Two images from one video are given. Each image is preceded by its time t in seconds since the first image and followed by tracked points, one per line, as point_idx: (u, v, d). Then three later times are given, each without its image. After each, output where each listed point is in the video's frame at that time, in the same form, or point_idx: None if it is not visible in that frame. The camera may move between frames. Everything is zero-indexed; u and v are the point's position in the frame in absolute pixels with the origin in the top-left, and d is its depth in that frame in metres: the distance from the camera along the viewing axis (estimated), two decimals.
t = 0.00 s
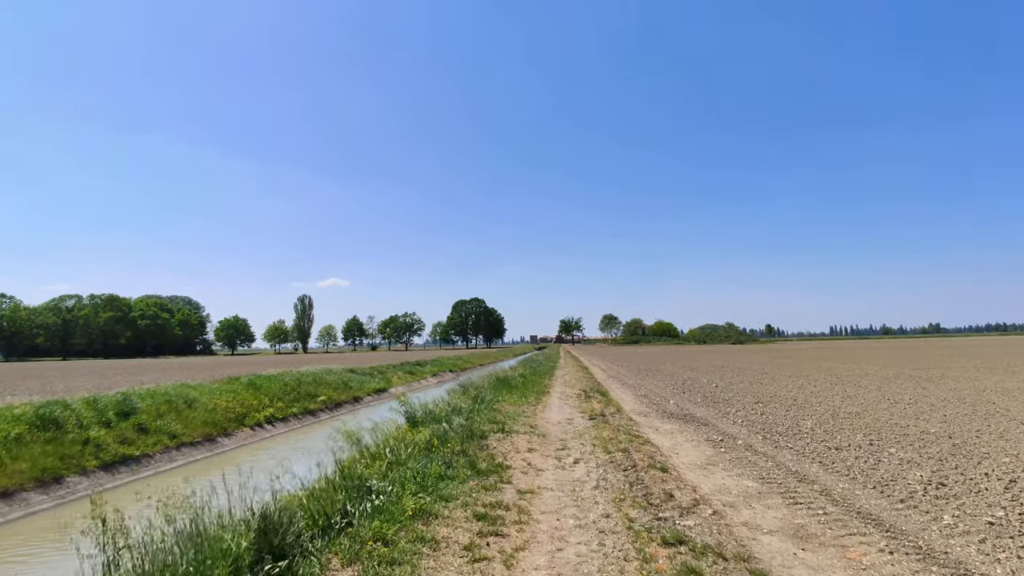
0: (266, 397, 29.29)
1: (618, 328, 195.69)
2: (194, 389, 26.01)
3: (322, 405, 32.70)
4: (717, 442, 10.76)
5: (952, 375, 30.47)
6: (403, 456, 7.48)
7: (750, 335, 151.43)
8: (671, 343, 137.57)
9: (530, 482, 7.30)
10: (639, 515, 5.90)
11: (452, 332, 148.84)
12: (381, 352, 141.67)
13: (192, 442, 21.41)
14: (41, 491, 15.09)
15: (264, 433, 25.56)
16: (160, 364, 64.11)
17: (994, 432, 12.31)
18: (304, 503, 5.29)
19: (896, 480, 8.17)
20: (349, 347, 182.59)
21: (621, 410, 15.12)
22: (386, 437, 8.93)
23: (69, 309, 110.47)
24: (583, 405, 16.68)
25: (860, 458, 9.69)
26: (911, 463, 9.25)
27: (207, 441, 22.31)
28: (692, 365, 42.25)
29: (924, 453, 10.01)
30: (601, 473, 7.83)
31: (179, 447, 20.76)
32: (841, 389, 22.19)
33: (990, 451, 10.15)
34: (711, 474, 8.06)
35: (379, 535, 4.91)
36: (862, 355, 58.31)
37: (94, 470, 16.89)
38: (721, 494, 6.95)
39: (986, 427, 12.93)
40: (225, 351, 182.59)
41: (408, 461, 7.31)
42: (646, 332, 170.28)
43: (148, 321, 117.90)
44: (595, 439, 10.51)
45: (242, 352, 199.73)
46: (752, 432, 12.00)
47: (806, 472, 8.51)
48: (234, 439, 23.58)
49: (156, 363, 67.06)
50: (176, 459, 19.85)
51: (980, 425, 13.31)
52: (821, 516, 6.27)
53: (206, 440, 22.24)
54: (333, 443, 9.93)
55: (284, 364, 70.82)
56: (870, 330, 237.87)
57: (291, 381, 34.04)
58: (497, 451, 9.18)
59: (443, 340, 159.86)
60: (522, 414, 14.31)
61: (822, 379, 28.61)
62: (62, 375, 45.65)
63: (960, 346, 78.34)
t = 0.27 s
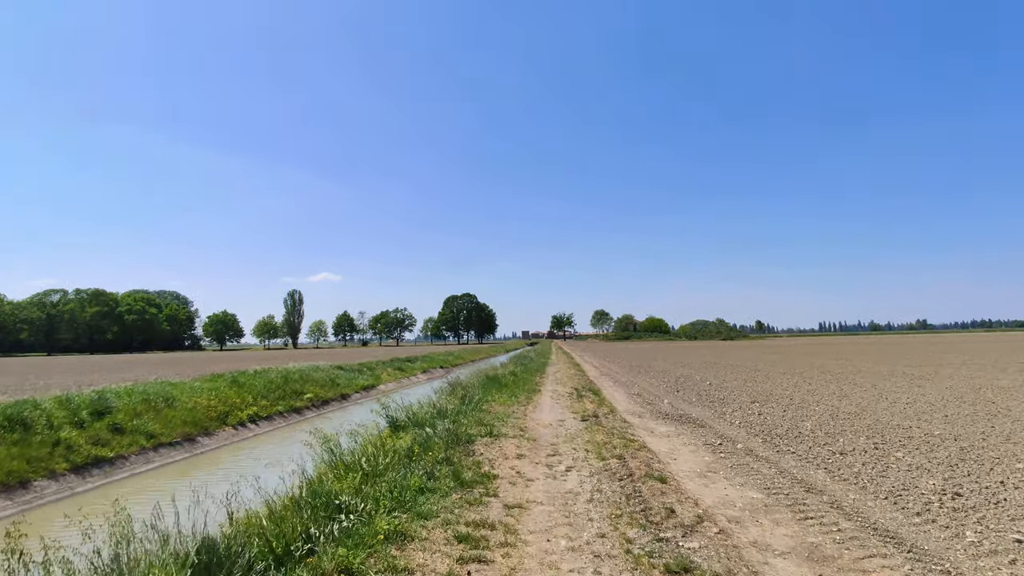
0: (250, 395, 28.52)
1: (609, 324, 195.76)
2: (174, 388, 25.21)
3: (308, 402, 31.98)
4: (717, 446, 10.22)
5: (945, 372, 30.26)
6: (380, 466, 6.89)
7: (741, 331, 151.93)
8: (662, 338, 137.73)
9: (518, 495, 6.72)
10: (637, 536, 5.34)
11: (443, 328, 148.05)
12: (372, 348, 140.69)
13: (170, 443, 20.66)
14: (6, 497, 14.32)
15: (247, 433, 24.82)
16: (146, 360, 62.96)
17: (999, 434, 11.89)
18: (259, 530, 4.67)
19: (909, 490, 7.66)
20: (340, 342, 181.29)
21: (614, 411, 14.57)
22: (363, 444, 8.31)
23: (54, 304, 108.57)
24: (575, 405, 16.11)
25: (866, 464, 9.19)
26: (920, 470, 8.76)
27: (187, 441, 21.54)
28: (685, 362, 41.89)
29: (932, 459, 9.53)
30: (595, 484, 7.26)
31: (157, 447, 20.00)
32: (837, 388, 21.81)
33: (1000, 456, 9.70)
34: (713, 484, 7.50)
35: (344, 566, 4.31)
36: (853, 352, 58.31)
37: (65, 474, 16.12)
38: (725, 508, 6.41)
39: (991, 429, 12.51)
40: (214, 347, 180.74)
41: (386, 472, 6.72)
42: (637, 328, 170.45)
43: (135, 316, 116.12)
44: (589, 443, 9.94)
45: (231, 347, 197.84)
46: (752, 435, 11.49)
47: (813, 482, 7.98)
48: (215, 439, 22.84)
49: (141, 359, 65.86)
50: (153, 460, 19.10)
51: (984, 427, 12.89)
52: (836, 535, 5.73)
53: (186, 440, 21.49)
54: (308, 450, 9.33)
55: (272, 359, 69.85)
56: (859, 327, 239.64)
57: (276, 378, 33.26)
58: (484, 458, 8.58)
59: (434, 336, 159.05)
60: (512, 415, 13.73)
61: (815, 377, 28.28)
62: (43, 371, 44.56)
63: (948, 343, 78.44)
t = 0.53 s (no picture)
0: (226, 390, 27.62)
1: (595, 321, 196.05)
2: (146, 382, 24.26)
3: (288, 398, 31.12)
4: (710, 446, 9.70)
5: (931, 370, 30.20)
6: (347, 467, 6.26)
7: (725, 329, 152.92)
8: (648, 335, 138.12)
9: (499, 501, 6.11)
10: (631, 549, 4.76)
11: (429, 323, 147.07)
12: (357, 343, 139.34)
13: (139, 439, 19.79)
14: None
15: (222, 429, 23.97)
16: (123, 353, 61.43)
17: (997, 434, 11.52)
18: (193, 549, 4.03)
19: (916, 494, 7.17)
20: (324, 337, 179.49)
21: (602, 408, 14.01)
22: (332, 443, 7.65)
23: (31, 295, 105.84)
24: (561, 401, 15.56)
25: (867, 465, 8.72)
26: (924, 472, 8.29)
27: (157, 437, 20.67)
28: (671, 359, 41.63)
29: (934, 460, 9.08)
30: (582, 488, 6.67)
31: (124, 444, 19.12)
32: (826, 385, 21.50)
33: (1004, 457, 9.28)
34: (710, 487, 6.96)
35: None
36: (837, 350, 58.53)
37: (22, 472, 15.23)
38: (725, 516, 5.85)
39: (988, 428, 12.14)
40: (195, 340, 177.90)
41: (353, 475, 6.08)
42: (623, 325, 170.81)
43: (114, 308, 113.70)
44: (575, 442, 9.36)
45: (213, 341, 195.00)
46: (745, 434, 11.00)
47: (815, 485, 7.47)
48: (187, 435, 21.98)
49: (118, 352, 64.26)
50: (120, 457, 18.23)
51: (981, 426, 12.53)
52: (848, 546, 5.21)
53: (156, 436, 20.63)
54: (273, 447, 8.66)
55: (253, 354, 68.58)
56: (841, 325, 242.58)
57: (255, 373, 32.33)
58: (463, 459, 7.97)
59: (420, 331, 158.01)
60: (495, 412, 13.12)
61: (803, 374, 28.05)
62: (13, 364, 43.09)
63: (930, 342, 79.27)
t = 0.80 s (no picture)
0: (206, 382, 26.85)
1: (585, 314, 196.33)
2: (121, 374, 23.48)
3: (270, 390, 30.40)
4: (703, 449, 9.23)
5: (919, 368, 30.12)
6: (310, 477, 5.72)
7: (713, 324, 153.77)
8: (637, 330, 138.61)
9: (476, 515, 5.58)
10: None
11: (419, 315, 146.17)
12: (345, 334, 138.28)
13: (111, 433, 19.06)
14: None
15: (199, 423, 23.25)
16: (106, 343, 60.21)
17: (996, 437, 11.17)
18: None
19: (922, 506, 6.74)
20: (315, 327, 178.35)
21: (591, 406, 13.53)
22: (298, 447, 7.09)
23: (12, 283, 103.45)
24: (548, 398, 15.05)
25: (868, 471, 8.28)
26: (929, 480, 7.87)
27: (130, 431, 19.96)
28: (661, 354, 41.35)
29: (937, 466, 8.67)
30: (568, 497, 6.18)
31: (95, 438, 18.40)
32: (816, 383, 21.22)
33: (1008, 463, 8.90)
34: (704, 497, 6.47)
35: None
36: (826, 347, 58.65)
37: None
38: (723, 532, 5.36)
39: (986, 431, 11.79)
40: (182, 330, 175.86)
41: (316, 486, 5.54)
42: (613, 319, 171.11)
43: (98, 297, 111.57)
44: (561, 445, 8.84)
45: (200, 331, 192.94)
46: (738, 436, 10.55)
47: (816, 494, 7.01)
48: (163, 430, 21.29)
49: (100, 342, 62.88)
50: (89, 453, 17.51)
51: (978, 428, 12.19)
52: (857, 568, 4.75)
53: (129, 430, 19.91)
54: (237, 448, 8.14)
55: (238, 345, 67.47)
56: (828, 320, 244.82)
57: (237, 365, 31.54)
58: (441, 464, 7.43)
59: (410, 323, 157.08)
60: (478, 410, 12.59)
61: (792, 371, 27.81)
62: None
63: (917, 338, 79.83)
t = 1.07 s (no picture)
0: (189, 377, 26.13)
1: (578, 310, 196.06)
2: (100, 370, 22.73)
3: (256, 386, 29.71)
4: (702, 448, 8.71)
5: (915, 364, 29.84)
6: (270, 482, 5.15)
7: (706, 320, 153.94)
8: (630, 326, 138.54)
9: (455, 524, 5.02)
10: None
11: (412, 311, 145.34)
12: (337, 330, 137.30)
13: (87, 431, 18.37)
14: None
15: (181, 420, 22.56)
16: (92, 338, 59.09)
17: (1004, 434, 10.73)
18: None
19: (939, 511, 6.25)
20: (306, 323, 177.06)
21: (583, 403, 12.99)
22: (264, 448, 6.51)
23: None
24: (539, 395, 14.50)
25: (878, 472, 7.78)
26: (944, 482, 7.37)
27: (108, 428, 19.27)
28: (655, 350, 40.93)
29: (949, 467, 8.18)
30: (557, 503, 5.63)
31: (70, 436, 17.71)
32: (813, 379, 20.81)
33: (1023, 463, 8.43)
34: (706, 502, 5.93)
35: None
36: (819, 343, 58.54)
37: None
38: (729, 544, 4.82)
39: (993, 428, 11.36)
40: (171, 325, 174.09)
41: (276, 493, 4.97)
42: (606, 315, 170.99)
43: (87, 292, 110.03)
44: (551, 444, 8.29)
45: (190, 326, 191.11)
46: (737, 434, 10.04)
47: (825, 498, 6.50)
48: (143, 427, 20.59)
49: (86, 336, 61.75)
50: (63, 452, 16.82)
51: (984, 425, 11.75)
52: None
53: (106, 427, 19.22)
54: (199, 440, 7.59)
55: (228, 340, 66.51)
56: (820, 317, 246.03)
57: (222, 360, 30.82)
58: (421, 465, 6.87)
59: (402, 319, 156.16)
60: (466, 407, 12.02)
61: (788, 366, 27.43)
62: None
63: (909, 335, 80.05)
